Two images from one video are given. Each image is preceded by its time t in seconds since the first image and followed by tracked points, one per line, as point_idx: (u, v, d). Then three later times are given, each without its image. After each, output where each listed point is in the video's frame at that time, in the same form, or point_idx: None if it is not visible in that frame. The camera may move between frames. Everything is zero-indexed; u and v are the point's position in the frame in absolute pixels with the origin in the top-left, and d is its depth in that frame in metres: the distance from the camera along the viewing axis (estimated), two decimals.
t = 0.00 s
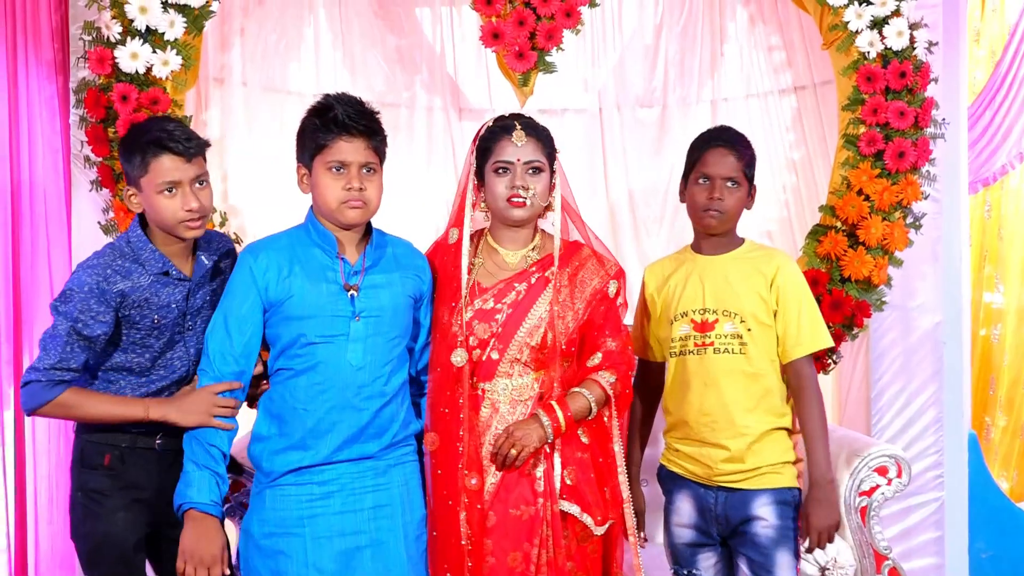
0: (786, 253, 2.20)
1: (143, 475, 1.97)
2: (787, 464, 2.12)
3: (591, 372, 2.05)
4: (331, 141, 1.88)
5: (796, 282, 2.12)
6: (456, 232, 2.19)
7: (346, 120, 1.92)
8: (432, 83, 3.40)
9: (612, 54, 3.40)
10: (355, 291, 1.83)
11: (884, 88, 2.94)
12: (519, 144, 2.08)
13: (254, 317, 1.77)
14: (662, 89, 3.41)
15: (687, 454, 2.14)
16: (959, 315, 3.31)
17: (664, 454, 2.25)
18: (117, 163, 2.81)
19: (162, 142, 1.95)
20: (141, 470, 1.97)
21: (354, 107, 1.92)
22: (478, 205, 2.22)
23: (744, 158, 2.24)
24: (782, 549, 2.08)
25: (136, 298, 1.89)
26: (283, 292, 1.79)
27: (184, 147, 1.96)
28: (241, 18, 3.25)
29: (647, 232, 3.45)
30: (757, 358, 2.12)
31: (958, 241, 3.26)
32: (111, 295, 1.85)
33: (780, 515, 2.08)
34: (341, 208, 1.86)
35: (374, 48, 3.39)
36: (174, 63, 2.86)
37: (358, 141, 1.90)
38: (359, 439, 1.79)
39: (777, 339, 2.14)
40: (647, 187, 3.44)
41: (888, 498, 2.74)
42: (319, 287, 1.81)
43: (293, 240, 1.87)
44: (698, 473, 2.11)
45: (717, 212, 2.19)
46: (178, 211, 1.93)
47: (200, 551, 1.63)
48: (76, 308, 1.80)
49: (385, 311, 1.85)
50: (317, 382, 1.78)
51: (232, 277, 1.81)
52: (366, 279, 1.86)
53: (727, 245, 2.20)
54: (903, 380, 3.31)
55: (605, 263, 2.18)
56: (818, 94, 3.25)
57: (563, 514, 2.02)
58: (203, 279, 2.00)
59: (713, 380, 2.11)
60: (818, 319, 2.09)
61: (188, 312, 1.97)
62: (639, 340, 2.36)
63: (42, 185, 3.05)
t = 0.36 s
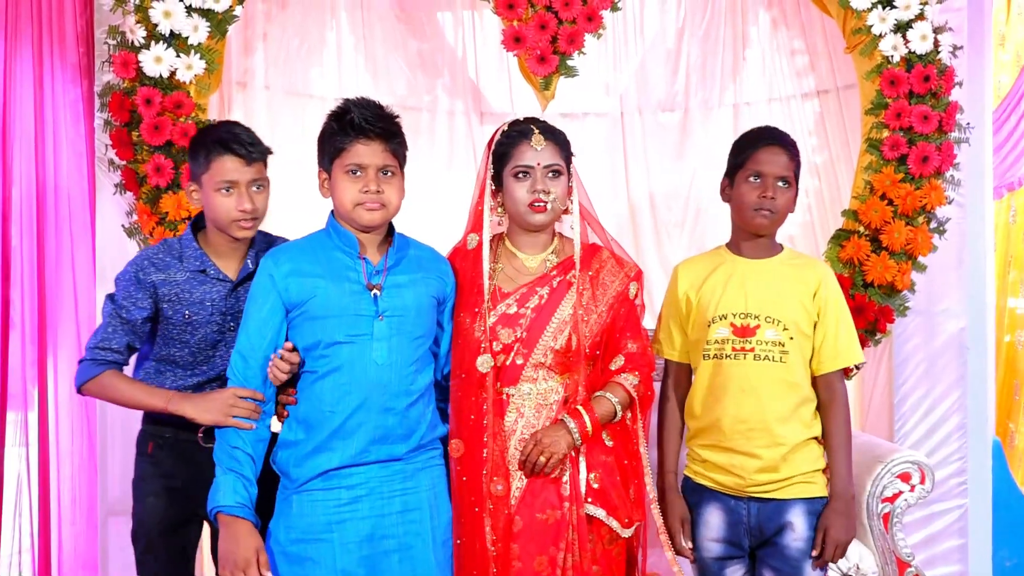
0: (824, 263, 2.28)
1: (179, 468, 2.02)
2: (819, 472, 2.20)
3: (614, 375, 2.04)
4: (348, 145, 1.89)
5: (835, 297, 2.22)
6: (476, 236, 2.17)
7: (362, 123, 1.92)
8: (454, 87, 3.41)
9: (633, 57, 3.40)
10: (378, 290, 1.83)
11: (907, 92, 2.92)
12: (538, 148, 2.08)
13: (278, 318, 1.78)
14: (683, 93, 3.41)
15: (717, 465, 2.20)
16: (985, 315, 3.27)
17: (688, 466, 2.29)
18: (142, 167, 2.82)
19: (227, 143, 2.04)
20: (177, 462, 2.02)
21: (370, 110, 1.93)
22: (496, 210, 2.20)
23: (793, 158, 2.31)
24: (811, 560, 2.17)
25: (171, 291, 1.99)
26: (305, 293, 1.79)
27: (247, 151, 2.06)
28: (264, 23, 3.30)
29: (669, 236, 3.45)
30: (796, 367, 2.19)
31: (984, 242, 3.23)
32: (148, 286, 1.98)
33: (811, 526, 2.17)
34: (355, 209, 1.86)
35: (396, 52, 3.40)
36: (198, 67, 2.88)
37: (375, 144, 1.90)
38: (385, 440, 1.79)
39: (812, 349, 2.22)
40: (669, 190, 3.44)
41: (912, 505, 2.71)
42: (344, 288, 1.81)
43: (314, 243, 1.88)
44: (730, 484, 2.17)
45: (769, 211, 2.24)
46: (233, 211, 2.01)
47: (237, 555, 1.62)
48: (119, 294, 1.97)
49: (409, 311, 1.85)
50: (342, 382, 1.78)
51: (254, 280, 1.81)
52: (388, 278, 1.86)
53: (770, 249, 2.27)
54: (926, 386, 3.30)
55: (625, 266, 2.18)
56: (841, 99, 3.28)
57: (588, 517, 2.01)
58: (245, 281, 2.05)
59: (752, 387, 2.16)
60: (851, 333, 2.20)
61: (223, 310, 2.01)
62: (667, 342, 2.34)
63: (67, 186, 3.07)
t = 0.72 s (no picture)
0: (849, 266, 2.28)
1: (197, 466, 2.03)
2: (836, 475, 2.19)
3: (636, 375, 2.06)
4: (371, 142, 1.90)
5: (858, 300, 2.22)
6: (497, 236, 2.17)
7: (385, 121, 1.93)
8: (470, 86, 3.42)
9: (649, 57, 3.40)
10: (401, 291, 1.83)
11: (925, 91, 2.91)
12: (559, 147, 2.08)
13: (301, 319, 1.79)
14: (699, 92, 3.41)
15: (732, 467, 2.19)
16: (1003, 316, 3.26)
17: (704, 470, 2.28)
18: (159, 166, 2.83)
19: (250, 139, 2.05)
20: (196, 459, 2.03)
21: (393, 107, 1.93)
22: (518, 210, 2.21)
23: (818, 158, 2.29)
24: (827, 564, 2.16)
25: (189, 285, 2.00)
26: (328, 293, 1.81)
27: (270, 149, 2.06)
28: (280, 23, 3.30)
29: (684, 236, 3.44)
30: (816, 369, 2.18)
31: (1001, 244, 3.23)
32: (166, 281, 2.00)
33: (828, 530, 2.16)
34: (379, 206, 1.86)
35: (412, 52, 3.40)
36: (215, 67, 2.88)
37: (399, 141, 1.91)
38: (404, 441, 1.79)
39: (834, 352, 2.21)
40: (684, 190, 3.44)
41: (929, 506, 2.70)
42: (366, 288, 1.82)
43: (339, 243, 1.89)
44: (746, 487, 2.17)
45: (794, 210, 2.22)
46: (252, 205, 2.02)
47: (223, 544, 1.65)
48: (140, 292, 1.99)
49: (431, 312, 1.85)
50: (363, 382, 1.78)
51: (279, 279, 1.84)
52: (412, 279, 1.86)
53: (790, 249, 2.27)
54: (944, 387, 3.29)
55: (646, 266, 2.19)
56: (858, 97, 3.24)
57: (610, 517, 2.02)
58: (262, 272, 2.07)
59: (770, 389, 2.16)
60: (873, 337, 2.20)
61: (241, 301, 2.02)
62: (687, 343, 2.33)
63: (84, 187, 3.10)
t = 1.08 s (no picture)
0: (858, 263, 2.27)
1: (200, 465, 2.02)
2: (843, 473, 2.19)
3: (645, 377, 2.05)
4: (383, 141, 1.90)
5: (866, 295, 2.20)
6: (510, 231, 2.19)
7: (397, 120, 1.93)
8: (479, 82, 3.42)
9: (659, 53, 3.40)
10: (415, 288, 1.84)
11: (936, 88, 2.90)
12: (575, 147, 2.08)
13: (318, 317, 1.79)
14: (709, 89, 3.41)
15: (740, 464, 2.20)
16: (1012, 313, 3.27)
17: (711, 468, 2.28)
18: (168, 163, 2.83)
19: (249, 139, 2.06)
20: (199, 458, 2.02)
21: (404, 106, 1.93)
22: (532, 206, 2.21)
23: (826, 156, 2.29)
24: (833, 562, 2.16)
25: (206, 290, 2.00)
26: (345, 291, 1.81)
27: (270, 148, 2.07)
28: (290, 19, 3.32)
29: (693, 233, 3.44)
30: (823, 365, 2.17)
31: (1012, 242, 3.23)
32: (182, 288, 2.00)
33: (834, 528, 2.16)
34: (392, 204, 1.87)
35: (422, 49, 3.41)
36: (225, 63, 2.89)
37: (410, 140, 1.90)
38: (416, 435, 1.80)
39: (842, 347, 2.20)
40: (693, 187, 3.43)
41: (938, 504, 2.69)
42: (380, 285, 1.82)
43: (353, 240, 1.89)
44: (753, 484, 2.17)
45: (799, 209, 2.23)
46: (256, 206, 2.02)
47: (289, 550, 1.66)
48: (155, 301, 1.99)
49: (445, 309, 1.86)
50: (377, 377, 1.79)
51: (295, 277, 1.84)
52: (426, 277, 1.87)
53: (798, 246, 2.27)
54: (953, 384, 3.31)
55: (658, 263, 2.18)
56: (868, 94, 3.27)
57: (617, 514, 2.02)
58: (278, 275, 2.06)
59: (777, 387, 2.16)
60: (881, 331, 2.18)
61: (258, 305, 2.02)
62: (693, 335, 2.33)
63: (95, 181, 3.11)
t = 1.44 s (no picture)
0: (858, 259, 2.27)
1: (204, 459, 2.01)
2: (846, 471, 2.18)
3: (650, 378, 2.06)
4: (388, 135, 1.90)
5: (868, 291, 2.20)
6: (515, 228, 2.19)
7: (401, 115, 1.92)
8: (485, 79, 3.42)
9: (666, 50, 3.40)
10: (422, 284, 1.84)
11: (943, 87, 2.90)
12: (578, 144, 2.08)
13: (328, 311, 1.79)
14: (716, 87, 3.41)
15: (743, 462, 2.19)
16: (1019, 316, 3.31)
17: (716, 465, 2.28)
18: (175, 157, 2.84)
19: (256, 144, 2.03)
20: (203, 453, 2.02)
21: (408, 100, 1.92)
22: (537, 204, 2.21)
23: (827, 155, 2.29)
24: (836, 559, 2.16)
25: (213, 294, 1.99)
26: (352, 287, 1.81)
27: (277, 154, 2.05)
28: (297, 14, 3.31)
29: (699, 230, 3.44)
30: (825, 362, 2.17)
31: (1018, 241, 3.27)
32: (189, 293, 1.98)
33: (837, 527, 2.16)
34: (398, 198, 1.87)
35: (428, 45, 3.41)
36: (232, 58, 2.89)
37: (414, 134, 1.90)
38: (421, 430, 1.80)
39: (843, 344, 2.20)
40: (699, 186, 3.43)
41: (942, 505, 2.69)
42: (387, 281, 1.82)
43: (361, 236, 1.89)
44: (756, 482, 2.17)
45: (798, 208, 2.23)
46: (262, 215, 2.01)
47: (311, 548, 1.68)
48: (162, 306, 1.97)
49: (452, 305, 1.86)
50: (384, 373, 1.79)
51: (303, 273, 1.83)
52: (433, 273, 1.87)
53: (799, 244, 2.26)
54: (958, 385, 3.30)
55: (663, 261, 2.17)
56: (876, 93, 3.21)
57: (619, 510, 2.02)
58: (283, 274, 2.07)
59: (780, 384, 2.16)
60: (883, 328, 2.18)
61: (266, 305, 2.02)
62: (693, 337, 2.33)
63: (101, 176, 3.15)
